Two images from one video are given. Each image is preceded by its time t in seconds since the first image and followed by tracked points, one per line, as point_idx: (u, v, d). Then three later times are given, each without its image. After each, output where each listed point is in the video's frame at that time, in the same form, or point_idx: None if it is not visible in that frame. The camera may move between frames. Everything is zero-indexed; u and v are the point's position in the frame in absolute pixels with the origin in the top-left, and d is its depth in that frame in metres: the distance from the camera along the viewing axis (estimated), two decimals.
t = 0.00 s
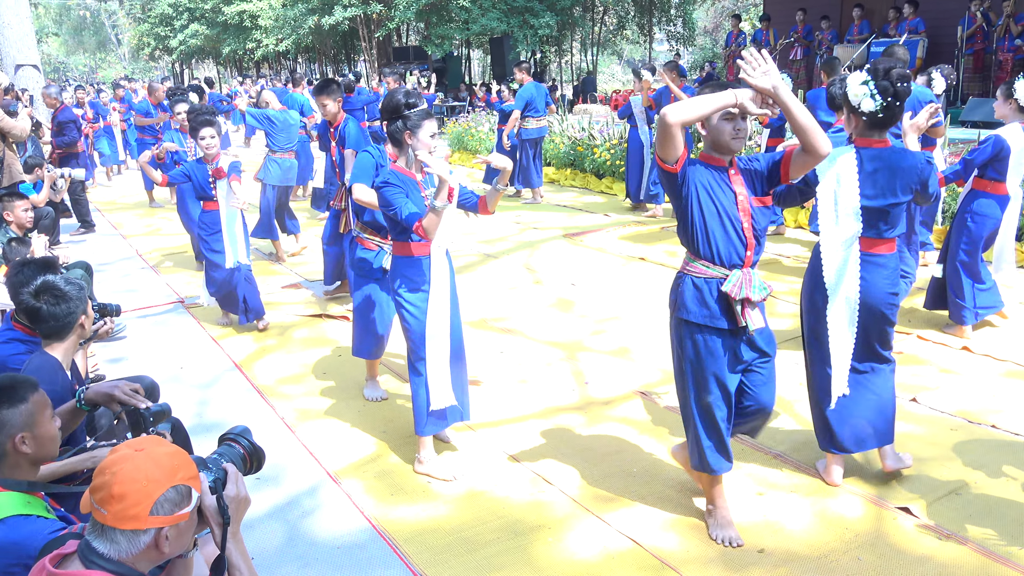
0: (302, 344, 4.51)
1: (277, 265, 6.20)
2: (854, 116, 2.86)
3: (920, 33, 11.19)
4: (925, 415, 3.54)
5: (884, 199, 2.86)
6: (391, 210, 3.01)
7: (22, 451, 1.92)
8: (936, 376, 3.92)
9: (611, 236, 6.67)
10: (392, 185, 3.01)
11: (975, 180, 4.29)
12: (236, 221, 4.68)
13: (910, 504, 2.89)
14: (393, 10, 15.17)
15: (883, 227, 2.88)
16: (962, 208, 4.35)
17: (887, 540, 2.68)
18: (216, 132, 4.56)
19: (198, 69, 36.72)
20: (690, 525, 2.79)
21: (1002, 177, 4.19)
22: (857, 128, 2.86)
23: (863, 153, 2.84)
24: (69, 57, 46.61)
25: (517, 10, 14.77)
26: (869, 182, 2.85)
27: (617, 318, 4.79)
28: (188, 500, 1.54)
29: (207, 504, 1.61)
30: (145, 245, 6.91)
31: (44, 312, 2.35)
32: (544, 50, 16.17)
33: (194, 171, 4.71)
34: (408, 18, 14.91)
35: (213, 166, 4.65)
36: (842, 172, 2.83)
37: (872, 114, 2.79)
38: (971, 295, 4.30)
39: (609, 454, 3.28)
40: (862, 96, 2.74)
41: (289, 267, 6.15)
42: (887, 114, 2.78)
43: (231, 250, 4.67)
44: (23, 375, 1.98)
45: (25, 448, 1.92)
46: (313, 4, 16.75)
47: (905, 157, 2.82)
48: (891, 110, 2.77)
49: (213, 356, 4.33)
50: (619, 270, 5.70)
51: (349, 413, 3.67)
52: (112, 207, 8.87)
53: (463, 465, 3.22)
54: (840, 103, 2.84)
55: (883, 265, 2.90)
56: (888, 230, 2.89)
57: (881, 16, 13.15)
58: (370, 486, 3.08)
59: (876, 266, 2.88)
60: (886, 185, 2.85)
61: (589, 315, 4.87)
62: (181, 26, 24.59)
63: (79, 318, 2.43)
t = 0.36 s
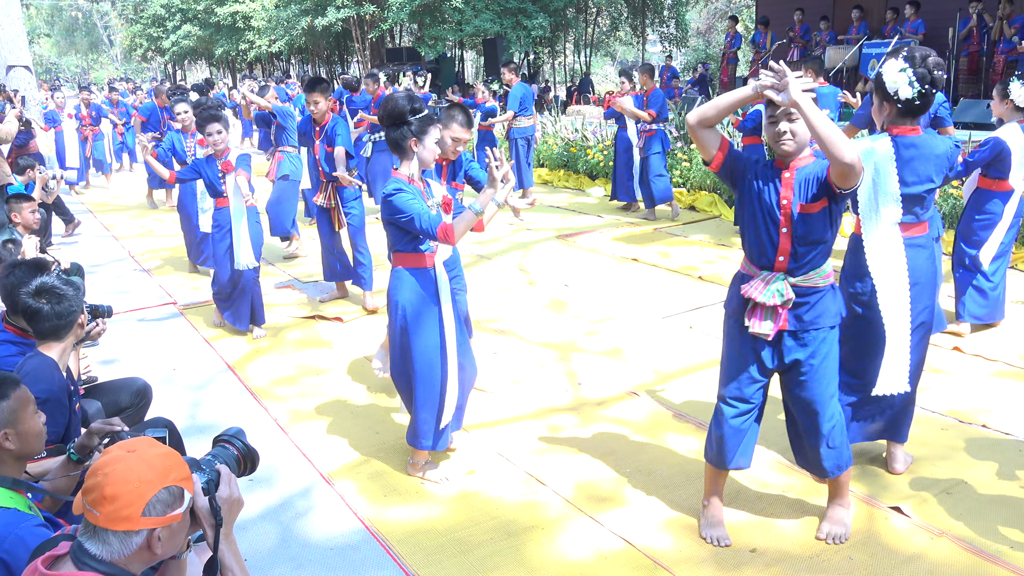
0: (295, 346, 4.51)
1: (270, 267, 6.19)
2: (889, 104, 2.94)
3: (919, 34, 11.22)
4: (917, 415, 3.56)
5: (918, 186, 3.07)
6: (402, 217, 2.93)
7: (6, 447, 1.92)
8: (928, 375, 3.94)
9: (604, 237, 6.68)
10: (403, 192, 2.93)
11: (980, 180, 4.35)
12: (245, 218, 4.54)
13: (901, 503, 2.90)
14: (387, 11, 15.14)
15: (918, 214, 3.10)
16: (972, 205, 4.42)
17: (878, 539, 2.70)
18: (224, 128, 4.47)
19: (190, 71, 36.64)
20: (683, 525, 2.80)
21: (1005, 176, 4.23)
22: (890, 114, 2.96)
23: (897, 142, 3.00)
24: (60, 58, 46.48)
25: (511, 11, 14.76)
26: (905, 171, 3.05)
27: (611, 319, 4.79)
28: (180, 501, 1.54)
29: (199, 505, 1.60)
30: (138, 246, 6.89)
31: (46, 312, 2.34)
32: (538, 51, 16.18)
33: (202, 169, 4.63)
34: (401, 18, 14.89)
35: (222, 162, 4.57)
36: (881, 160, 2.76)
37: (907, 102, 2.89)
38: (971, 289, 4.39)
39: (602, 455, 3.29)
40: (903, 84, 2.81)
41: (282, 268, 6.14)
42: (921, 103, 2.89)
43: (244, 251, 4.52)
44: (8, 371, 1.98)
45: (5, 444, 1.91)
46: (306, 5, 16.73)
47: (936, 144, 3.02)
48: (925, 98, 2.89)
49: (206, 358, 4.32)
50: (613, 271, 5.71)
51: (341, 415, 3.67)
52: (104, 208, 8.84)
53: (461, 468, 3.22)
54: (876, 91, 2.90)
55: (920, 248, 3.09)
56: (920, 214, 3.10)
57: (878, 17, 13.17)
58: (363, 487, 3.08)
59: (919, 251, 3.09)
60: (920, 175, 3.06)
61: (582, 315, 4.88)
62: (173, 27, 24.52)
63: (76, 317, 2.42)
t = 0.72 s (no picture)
0: (284, 347, 4.49)
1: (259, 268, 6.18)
2: (896, 118, 2.97)
3: (912, 37, 11.30)
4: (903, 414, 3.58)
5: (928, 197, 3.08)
6: (428, 224, 2.82)
7: None
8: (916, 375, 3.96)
9: (593, 238, 6.70)
10: (432, 199, 2.82)
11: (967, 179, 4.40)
12: (251, 229, 4.46)
13: (888, 503, 2.92)
14: (377, 11, 15.13)
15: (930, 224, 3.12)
16: (961, 205, 4.46)
17: (865, 539, 2.71)
18: (227, 140, 4.40)
19: (178, 71, 36.52)
20: (671, 525, 2.81)
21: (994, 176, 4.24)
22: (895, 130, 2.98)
23: (905, 155, 2.99)
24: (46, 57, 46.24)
25: (500, 13, 14.78)
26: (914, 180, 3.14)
27: (600, 320, 4.80)
28: (167, 503, 1.54)
29: (186, 507, 1.60)
30: (125, 248, 6.87)
31: (35, 312, 2.33)
32: (528, 52, 16.22)
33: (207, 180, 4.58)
34: (391, 20, 14.88)
35: (224, 174, 4.52)
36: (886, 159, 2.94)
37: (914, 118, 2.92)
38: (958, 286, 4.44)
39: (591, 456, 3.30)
40: (914, 100, 2.83)
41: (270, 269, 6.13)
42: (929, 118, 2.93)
43: (247, 260, 4.42)
44: None
45: None
46: (295, 6, 16.69)
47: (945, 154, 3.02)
48: (932, 114, 2.92)
49: (194, 359, 4.31)
50: (602, 272, 5.72)
51: (330, 416, 3.66)
52: (91, 209, 8.80)
53: (446, 468, 3.22)
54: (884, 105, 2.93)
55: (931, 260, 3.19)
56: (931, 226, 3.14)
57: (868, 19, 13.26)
58: (351, 488, 3.08)
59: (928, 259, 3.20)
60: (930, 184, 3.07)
61: (572, 317, 4.89)
62: (161, 27, 24.42)
63: (64, 316, 2.42)
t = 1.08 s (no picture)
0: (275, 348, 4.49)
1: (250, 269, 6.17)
2: (903, 107, 3.15)
3: (902, 39, 11.36)
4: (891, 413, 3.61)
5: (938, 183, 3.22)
6: (463, 227, 2.76)
7: None
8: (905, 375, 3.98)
9: (586, 239, 6.71)
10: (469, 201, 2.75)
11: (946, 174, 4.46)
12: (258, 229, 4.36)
13: (879, 503, 2.93)
14: (369, 12, 15.10)
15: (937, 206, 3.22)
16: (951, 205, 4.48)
17: (856, 539, 2.72)
18: (230, 132, 4.30)
19: (170, 71, 36.43)
20: (663, 526, 2.81)
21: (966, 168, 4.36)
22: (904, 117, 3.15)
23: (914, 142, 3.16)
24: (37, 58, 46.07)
25: (493, 14, 14.79)
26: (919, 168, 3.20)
27: (593, 321, 4.81)
28: (154, 504, 1.53)
29: (174, 508, 1.60)
30: (116, 248, 6.85)
31: (23, 312, 2.32)
32: (520, 54, 16.23)
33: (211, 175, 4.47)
34: (383, 21, 14.86)
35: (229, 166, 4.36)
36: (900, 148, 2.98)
37: (920, 106, 3.10)
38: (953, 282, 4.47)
39: (583, 457, 3.30)
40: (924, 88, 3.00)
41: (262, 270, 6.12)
42: (933, 107, 3.11)
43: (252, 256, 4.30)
44: None
45: None
46: (287, 7, 16.67)
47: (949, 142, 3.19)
48: (938, 102, 3.11)
49: (185, 360, 4.29)
50: (594, 273, 5.73)
51: (321, 417, 3.66)
52: (82, 210, 8.77)
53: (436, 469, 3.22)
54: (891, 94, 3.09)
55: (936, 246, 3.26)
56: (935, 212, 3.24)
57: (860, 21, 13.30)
58: (343, 489, 3.07)
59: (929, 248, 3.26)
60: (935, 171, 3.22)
61: (564, 318, 4.89)
62: (152, 28, 24.34)
63: (52, 317, 2.41)
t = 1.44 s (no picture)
0: (275, 349, 4.49)
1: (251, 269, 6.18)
2: (914, 111, 3.16)
3: (899, 38, 11.37)
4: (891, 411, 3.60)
5: (946, 186, 3.26)
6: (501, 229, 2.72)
7: None
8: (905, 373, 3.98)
9: (586, 238, 6.72)
10: (515, 207, 2.69)
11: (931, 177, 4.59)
12: (268, 249, 4.25)
13: (879, 502, 2.93)
14: (369, 13, 15.11)
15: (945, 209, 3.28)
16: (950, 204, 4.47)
17: (856, 538, 2.72)
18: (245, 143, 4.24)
19: (170, 71, 36.43)
20: (662, 526, 2.81)
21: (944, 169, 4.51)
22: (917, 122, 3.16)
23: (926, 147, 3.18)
24: (39, 58, 46.17)
25: (493, 14, 14.79)
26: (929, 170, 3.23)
27: (592, 321, 4.81)
28: (148, 504, 1.54)
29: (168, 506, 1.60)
30: (116, 250, 6.86)
31: (18, 313, 2.33)
32: (519, 53, 16.24)
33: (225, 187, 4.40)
34: (383, 21, 14.87)
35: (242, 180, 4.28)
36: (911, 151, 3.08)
37: (932, 110, 3.11)
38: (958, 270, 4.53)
39: (581, 457, 3.30)
40: (935, 95, 3.03)
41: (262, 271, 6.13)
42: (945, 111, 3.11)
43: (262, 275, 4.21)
44: None
45: None
46: (287, 7, 16.68)
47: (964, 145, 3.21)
48: (949, 107, 3.11)
49: (184, 361, 4.31)
50: (594, 273, 5.73)
51: (320, 417, 3.66)
52: (83, 212, 8.79)
53: (433, 468, 3.23)
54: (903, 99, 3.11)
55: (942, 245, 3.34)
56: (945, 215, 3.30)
57: (859, 20, 13.29)
58: (342, 490, 3.08)
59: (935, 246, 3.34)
60: (946, 174, 3.25)
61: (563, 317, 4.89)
62: (153, 28, 24.34)
63: (47, 317, 2.41)
